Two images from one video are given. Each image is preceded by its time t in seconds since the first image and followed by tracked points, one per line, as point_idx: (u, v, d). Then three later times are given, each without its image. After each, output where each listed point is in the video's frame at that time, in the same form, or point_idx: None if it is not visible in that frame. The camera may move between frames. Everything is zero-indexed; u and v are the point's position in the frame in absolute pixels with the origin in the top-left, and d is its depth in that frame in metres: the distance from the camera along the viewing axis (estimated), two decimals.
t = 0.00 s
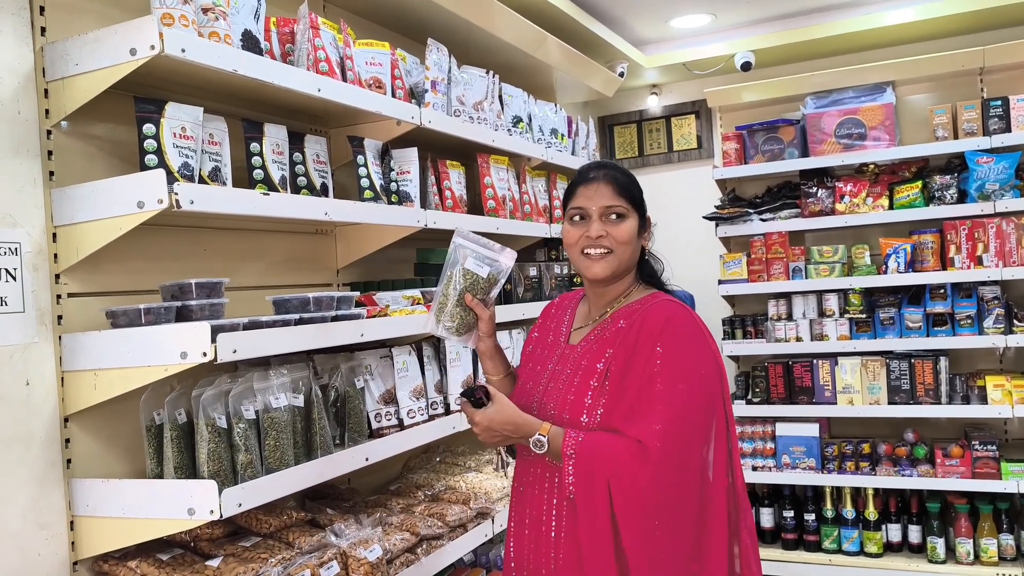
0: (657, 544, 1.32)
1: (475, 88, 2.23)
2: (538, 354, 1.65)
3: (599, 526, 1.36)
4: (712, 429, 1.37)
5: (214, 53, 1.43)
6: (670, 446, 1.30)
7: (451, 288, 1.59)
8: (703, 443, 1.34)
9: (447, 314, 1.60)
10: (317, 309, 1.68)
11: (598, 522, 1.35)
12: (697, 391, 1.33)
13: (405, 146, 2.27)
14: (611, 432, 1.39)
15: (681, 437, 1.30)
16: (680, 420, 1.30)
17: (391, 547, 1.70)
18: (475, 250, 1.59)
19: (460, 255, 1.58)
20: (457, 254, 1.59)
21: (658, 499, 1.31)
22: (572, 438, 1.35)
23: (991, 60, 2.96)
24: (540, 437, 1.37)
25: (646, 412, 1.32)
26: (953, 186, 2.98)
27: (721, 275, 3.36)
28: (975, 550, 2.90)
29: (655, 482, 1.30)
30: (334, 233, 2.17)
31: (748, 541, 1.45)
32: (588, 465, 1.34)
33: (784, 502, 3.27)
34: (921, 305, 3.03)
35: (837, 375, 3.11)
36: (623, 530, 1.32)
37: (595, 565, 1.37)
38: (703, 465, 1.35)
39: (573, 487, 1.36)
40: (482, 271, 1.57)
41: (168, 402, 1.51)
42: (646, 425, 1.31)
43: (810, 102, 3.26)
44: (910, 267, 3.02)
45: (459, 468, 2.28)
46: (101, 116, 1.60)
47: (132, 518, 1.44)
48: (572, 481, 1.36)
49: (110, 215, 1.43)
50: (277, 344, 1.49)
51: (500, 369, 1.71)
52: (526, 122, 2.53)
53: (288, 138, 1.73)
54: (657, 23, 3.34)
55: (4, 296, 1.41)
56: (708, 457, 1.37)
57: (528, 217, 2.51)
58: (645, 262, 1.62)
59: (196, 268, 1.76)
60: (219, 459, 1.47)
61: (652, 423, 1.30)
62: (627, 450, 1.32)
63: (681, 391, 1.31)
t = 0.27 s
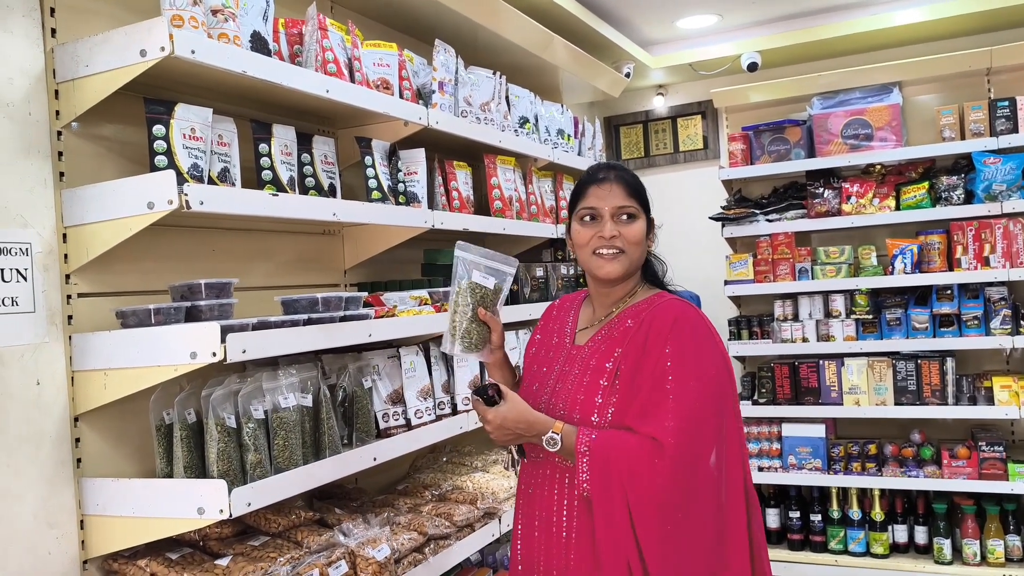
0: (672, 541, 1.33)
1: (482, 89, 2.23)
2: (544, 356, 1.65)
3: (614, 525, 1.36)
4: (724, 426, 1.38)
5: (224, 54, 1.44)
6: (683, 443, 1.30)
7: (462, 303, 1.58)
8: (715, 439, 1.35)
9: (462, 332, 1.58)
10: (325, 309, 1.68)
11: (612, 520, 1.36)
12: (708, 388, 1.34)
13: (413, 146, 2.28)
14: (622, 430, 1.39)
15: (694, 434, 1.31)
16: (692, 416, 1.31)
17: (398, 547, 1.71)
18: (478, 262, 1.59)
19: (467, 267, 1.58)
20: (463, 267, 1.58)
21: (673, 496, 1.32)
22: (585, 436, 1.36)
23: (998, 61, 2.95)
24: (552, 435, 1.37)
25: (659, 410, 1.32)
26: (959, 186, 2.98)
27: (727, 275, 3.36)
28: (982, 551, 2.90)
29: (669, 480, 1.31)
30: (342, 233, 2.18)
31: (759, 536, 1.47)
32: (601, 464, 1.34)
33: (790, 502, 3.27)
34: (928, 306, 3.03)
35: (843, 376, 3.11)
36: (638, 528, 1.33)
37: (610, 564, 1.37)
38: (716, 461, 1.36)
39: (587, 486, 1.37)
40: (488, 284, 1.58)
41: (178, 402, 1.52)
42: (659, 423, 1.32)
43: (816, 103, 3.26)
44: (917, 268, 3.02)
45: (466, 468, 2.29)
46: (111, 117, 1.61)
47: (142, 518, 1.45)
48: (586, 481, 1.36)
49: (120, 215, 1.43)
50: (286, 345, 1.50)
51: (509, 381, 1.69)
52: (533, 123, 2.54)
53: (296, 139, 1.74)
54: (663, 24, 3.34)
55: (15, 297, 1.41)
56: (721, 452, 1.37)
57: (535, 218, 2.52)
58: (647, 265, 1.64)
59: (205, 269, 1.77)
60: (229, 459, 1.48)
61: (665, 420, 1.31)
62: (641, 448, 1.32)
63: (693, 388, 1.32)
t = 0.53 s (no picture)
0: (676, 541, 1.32)
1: (488, 89, 2.23)
2: (547, 358, 1.65)
3: (617, 525, 1.36)
4: (727, 426, 1.37)
5: (230, 54, 1.44)
6: (686, 443, 1.30)
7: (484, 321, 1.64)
8: (719, 439, 1.34)
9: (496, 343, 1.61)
10: (331, 309, 1.69)
11: (616, 520, 1.36)
12: (711, 387, 1.33)
13: (418, 146, 2.29)
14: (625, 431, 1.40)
15: (697, 435, 1.31)
16: (695, 417, 1.31)
17: (404, 546, 1.71)
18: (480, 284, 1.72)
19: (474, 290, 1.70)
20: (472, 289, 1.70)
21: (676, 496, 1.31)
22: (588, 436, 1.36)
23: (1005, 60, 2.94)
24: (555, 434, 1.39)
25: (661, 410, 1.32)
26: (966, 186, 2.98)
27: (732, 276, 3.36)
28: (988, 552, 2.89)
29: (672, 480, 1.31)
30: (348, 234, 2.18)
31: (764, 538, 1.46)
32: (603, 463, 1.35)
33: (795, 503, 3.27)
34: (934, 306, 3.03)
35: (849, 377, 3.11)
36: (641, 528, 1.33)
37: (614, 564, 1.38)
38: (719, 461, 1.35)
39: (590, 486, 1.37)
40: (493, 300, 1.72)
41: (185, 402, 1.52)
42: (661, 423, 1.32)
43: (822, 103, 3.26)
44: (923, 268, 3.01)
45: (471, 468, 2.29)
46: (118, 117, 1.61)
47: (150, 517, 1.45)
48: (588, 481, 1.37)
49: (128, 215, 1.44)
50: (293, 345, 1.50)
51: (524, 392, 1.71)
52: (538, 123, 2.54)
53: (303, 139, 1.74)
54: (668, 24, 3.34)
55: (24, 296, 1.42)
56: (724, 452, 1.37)
57: (540, 218, 2.52)
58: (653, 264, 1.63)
59: (212, 268, 1.78)
60: (235, 458, 1.48)
61: (667, 420, 1.31)
62: (644, 448, 1.32)
63: (696, 388, 1.32)
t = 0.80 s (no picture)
0: (671, 546, 1.32)
1: (490, 90, 2.24)
2: (548, 360, 1.66)
3: (614, 528, 1.36)
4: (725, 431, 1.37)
5: (233, 56, 1.44)
6: (681, 448, 1.30)
7: (486, 339, 1.59)
8: (715, 444, 1.34)
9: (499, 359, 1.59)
10: (334, 311, 1.69)
11: (613, 524, 1.36)
12: (708, 392, 1.33)
13: (421, 148, 2.29)
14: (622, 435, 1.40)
15: (693, 439, 1.30)
16: (692, 421, 1.30)
17: (407, 548, 1.71)
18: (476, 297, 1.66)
19: (474, 307, 1.63)
20: (471, 306, 1.63)
21: (672, 501, 1.31)
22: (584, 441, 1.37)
23: (1009, 61, 2.94)
24: (547, 448, 1.41)
25: (657, 414, 1.32)
26: (969, 188, 2.97)
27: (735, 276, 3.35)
28: (992, 554, 2.88)
29: (667, 485, 1.31)
30: (351, 235, 2.18)
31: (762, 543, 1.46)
32: (600, 467, 1.35)
33: (798, 504, 3.26)
34: (938, 307, 3.02)
35: (852, 378, 3.10)
36: (636, 532, 1.32)
37: (611, 568, 1.38)
38: (715, 465, 1.35)
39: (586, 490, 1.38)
40: (492, 313, 1.64)
41: (188, 403, 1.53)
42: (656, 427, 1.31)
43: (825, 104, 3.25)
44: (927, 269, 3.00)
45: (473, 469, 2.29)
46: (121, 119, 1.62)
47: (153, 518, 1.46)
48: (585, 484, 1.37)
49: (131, 217, 1.44)
50: (295, 346, 1.50)
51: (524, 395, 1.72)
52: (541, 124, 2.54)
53: (305, 141, 1.74)
54: (671, 24, 3.34)
55: (27, 298, 1.43)
56: (721, 456, 1.36)
57: (543, 219, 2.52)
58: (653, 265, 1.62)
59: (215, 270, 1.78)
60: (238, 459, 1.48)
61: (663, 425, 1.30)
62: (640, 453, 1.32)
63: (692, 392, 1.31)
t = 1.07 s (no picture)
0: (670, 545, 1.32)
1: (494, 90, 2.24)
2: (553, 358, 1.66)
3: (613, 527, 1.37)
4: (724, 431, 1.37)
5: (238, 56, 1.45)
6: (680, 448, 1.30)
7: (483, 343, 1.59)
8: (715, 444, 1.34)
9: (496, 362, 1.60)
10: (338, 310, 1.70)
11: (612, 523, 1.37)
12: (707, 392, 1.33)
13: (424, 147, 2.29)
14: (623, 435, 1.40)
15: (691, 439, 1.30)
16: (691, 422, 1.30)
17: (411, 546, 1.72)
18: (473, 301, 1.64)
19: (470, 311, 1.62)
20: (467, 311, 1.61)
21: (672, 501, 1.31)
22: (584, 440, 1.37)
23: (1013, 59, 2.93)
24: (548, 450, 1.41)
25: (656, 415, 1.32)
26: (974, 186, 2.96)
27: (739, 275, 3.35)
28: (997, 553, 2.88)
29: (666, 485, 1.31)
30: (355, 234, 2.19)
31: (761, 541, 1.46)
32: (599, 467, 1.35)
33: (803, 503, 3.26)
34: (942, 306, 3.02)
35: (857, 377, 3.10)
36: (635, 532, 1.33)
37: (611, 567, 1.38)
38: (715, 465, 1.35)
39: (586, 489, 1.38)
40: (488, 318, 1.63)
41: (193, 402, 1.53)
42: (655, 428, 1.31)
43: (829, 102, 3.25)
44: (931, 267, 3.00)
45: (477, 467, 2.30)
46: (126, 119, 1.62)
47: (159, 517, 1.46)
48: (585, 484, 1.37)
49: (136, 216, 1.44)
50: (300, 345, 1.50)
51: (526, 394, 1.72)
52: (545, 123, 2.54)
53: (309, 140, 1.75)
54: (674, 23, 3.34)
55: (33, 297, 1.43)
56: (720, 456, 1.36)
57: (546, 218, 2.52)
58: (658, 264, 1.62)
59: (220, 269, 1.79)
60: (243, 458, 1.49)
61: (662, 425, 1.30)
62: (639, 453, 1.32)
63: (691, 393, 1.31)
